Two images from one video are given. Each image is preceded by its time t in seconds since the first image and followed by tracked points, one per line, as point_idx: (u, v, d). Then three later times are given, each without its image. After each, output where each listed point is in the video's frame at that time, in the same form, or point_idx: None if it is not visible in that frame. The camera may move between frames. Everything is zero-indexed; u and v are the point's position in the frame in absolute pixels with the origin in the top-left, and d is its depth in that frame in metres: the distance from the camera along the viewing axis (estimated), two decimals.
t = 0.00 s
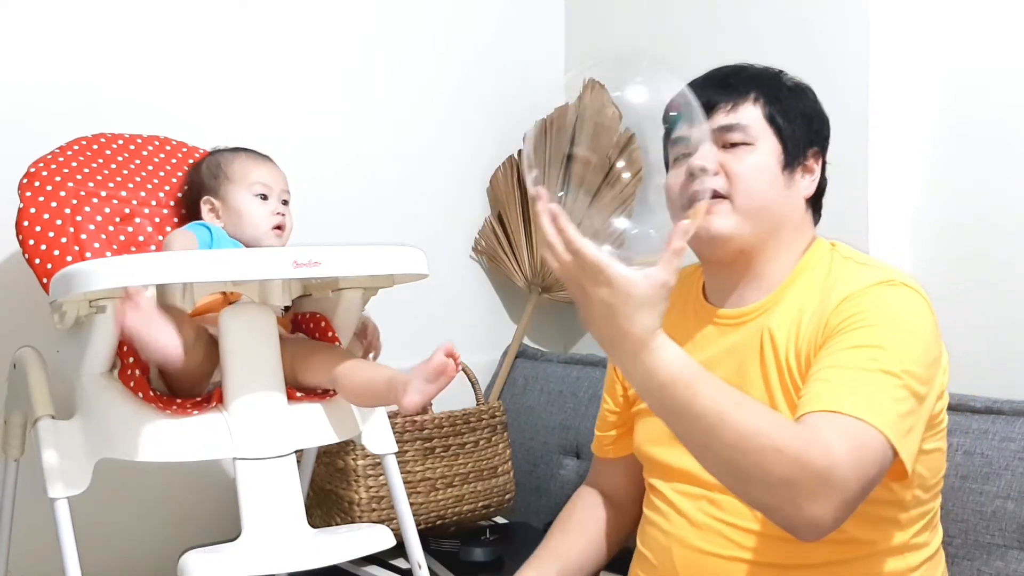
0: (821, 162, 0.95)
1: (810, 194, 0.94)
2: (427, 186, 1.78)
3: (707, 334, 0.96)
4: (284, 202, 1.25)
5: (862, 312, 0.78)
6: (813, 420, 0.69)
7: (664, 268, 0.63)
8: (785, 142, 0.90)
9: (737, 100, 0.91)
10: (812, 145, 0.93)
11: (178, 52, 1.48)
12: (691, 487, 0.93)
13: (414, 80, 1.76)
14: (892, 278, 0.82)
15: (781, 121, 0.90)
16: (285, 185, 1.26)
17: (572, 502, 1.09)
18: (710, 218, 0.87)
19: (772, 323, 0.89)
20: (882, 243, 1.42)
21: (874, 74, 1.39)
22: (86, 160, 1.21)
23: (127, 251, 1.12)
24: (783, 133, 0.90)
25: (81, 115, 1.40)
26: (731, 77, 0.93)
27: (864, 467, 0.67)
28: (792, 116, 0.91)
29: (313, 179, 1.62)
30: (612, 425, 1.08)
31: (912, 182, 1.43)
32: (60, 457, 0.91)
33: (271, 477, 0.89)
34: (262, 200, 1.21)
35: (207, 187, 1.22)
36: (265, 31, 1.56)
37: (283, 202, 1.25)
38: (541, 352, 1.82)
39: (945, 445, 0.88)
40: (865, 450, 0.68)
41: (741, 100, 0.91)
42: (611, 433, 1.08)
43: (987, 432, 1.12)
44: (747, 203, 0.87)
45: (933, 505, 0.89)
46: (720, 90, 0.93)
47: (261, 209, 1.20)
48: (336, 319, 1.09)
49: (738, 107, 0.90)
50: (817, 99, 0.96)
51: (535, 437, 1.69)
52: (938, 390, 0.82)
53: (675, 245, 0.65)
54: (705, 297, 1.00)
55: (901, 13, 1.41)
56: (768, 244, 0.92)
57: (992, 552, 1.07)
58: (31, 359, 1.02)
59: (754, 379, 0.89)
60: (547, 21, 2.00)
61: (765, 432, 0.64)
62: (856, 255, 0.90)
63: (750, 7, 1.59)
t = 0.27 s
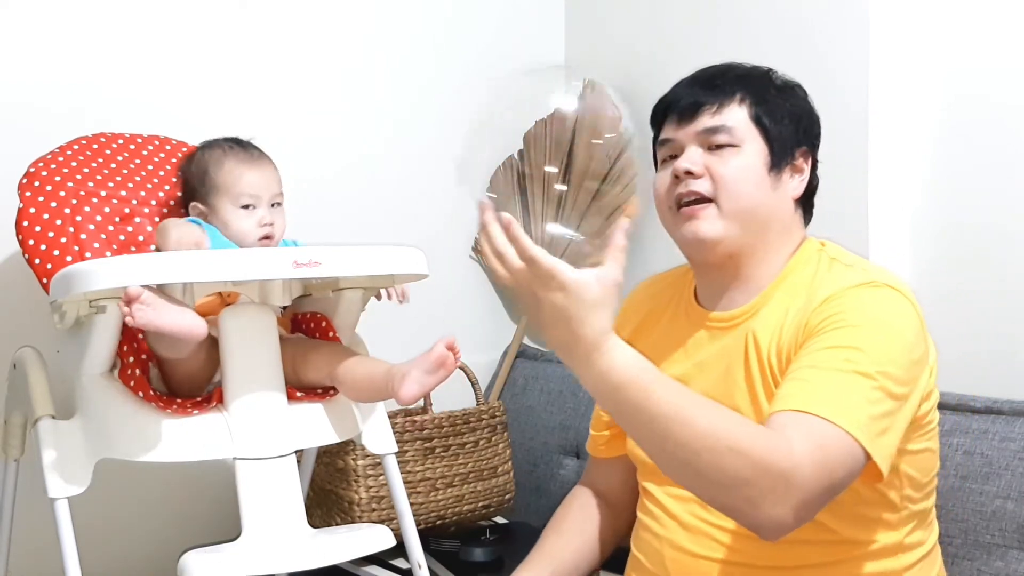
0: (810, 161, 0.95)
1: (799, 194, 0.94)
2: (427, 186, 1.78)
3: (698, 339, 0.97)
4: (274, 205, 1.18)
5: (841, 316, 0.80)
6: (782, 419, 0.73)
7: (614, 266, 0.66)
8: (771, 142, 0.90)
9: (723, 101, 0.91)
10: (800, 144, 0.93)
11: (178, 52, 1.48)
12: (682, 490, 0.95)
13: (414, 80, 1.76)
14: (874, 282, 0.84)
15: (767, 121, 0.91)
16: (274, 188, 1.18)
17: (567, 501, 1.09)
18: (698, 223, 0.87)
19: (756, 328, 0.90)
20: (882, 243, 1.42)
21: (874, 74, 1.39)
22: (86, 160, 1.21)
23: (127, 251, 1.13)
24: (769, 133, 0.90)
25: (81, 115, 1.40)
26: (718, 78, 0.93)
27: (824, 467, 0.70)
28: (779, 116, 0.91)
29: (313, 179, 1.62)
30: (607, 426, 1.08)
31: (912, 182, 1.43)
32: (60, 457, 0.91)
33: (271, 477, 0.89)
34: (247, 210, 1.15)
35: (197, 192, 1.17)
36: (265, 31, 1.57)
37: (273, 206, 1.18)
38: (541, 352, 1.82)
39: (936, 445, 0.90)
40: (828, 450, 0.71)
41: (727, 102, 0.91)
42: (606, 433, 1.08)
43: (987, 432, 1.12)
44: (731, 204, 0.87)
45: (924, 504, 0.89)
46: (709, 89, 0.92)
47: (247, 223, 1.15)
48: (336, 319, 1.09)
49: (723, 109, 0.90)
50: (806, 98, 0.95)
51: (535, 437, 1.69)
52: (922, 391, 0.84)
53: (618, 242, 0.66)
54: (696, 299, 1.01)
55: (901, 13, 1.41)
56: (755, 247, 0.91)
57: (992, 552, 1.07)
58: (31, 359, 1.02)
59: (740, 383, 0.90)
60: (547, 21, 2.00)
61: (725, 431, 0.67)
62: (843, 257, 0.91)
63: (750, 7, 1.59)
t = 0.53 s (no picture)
0: (809, 161, 0.94)
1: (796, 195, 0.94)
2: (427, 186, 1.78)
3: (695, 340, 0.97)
4: (254, 209, 1.11)
5: (824, 318, 0.81)
6: (746, 416, 0.74)
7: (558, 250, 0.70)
8: (766, 143, 0.90)
9: (720, 100, 0.92)
10: (799, 144, 0.93)
11: (178, 52, 1.48)
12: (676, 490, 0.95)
13: (414, 80, 1.76)
14: (862, 285, 0.84)
15: (763, 120, 0.91)
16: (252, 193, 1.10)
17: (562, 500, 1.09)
18: (687, 217, 0.89)
19: (747, 332, 0.90)
20: (883, 244, 1.42)
21: (874, 74, 1.39)
22: (86, 159, 1.21)
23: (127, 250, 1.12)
24: (764, 133, 0.90)
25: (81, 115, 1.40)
26: (715, 77, 0.94)
27: (778, 465, 0.71)
28: (777, 116, 0.91)
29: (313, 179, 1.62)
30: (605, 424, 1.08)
31: (912, 182, 1.43)
32: (61, 457, 0.91)
33: (271, 477, 0.89)
34: (222, 220, 1.09)
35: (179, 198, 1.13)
36: (264, 31, 1.56)
37: (251, 210, 1.11)
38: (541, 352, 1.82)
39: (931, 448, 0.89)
40: (786, 447, 0.72)
41: (723, 101, 0.91)
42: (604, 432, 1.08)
43: (987, 432, 1.12)
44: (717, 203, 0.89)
45: (915, 510, 0.88)
46: (708, 86, 0.93)
47: (222, 233, 1.09)
48: (336, 319, 1.09)
49: (719, 109, 0.91)
50: (810, 98, 0.95)
51: (535, 437, 1.69)
52: (911, 394, 0.84)
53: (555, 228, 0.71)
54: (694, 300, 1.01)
55: (901, 13, 1.41)
56: (746, 247, 0.92)
57: (992, 552, 1.07)
58: (32, 359, 1.02)
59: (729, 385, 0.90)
60: (547, 21, 2.00)
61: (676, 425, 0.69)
62: (838, 259, 0.91)
63: (750, 7, 1.59)
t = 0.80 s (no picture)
0: (807, 162, 0.93)
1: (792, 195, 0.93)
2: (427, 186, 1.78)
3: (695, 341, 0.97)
4: (209, 202, 1.10)
5: (826, 323, 0.81)
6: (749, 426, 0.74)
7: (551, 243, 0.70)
8: (759, 144, 0.90)
9: (714, 101, 0.92)
10: (795, 144, 0.92)
11: (177, 52, 1.48)
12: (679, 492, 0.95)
13: (414, 80, 1.76)
14: (864, 289, 0.84)
15: (757, 122, 0.90)
16: (201, 185, 1.09)
17: (562, 500, 1.09)
18: (676, 222, 0.90)
19: (747, 335, 0.91)
20: (883, 243, 1.42)
21: (874, 74, 1.39)
22: (85, 159, 1.20)
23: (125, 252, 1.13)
24: (757, 133, 0.90)
25: (81, 115, 1.40)
26: (711, 78, 0.94)
27: (778, 472, 0.72)
28: (771, 114, 0.91)
29: (313, 179, 1.62)
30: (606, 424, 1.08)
31: (912, 182, 1.43)
32: (61, 457, 0.91)
33: (271, 477, 0.89)
34: (174, 214, 1.09)
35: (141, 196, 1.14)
36: (264, 31, 1.56)
37: (205, 203, 1.09)
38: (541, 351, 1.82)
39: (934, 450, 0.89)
40: (786, 454, 0.72)
41: (717, 104, 0.91)
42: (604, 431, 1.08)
43: (987, 432, 1.12)
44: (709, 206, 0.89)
45: (918, 511, 0.88)
46: (703, 86, 0.93)
47: (177, 230, 1.09)
48: (336, 318, 1.09)
49: (711, 111, 0.91)
50: (810, 98, 0.94)
51: (535, 437, 1.69)
52: (913, 397, 0.83)
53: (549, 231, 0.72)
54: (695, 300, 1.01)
55: (901, 13, 1.41)
56: (742, 249, 0.92)
57: (992, 552, 1.07)
58: (31, 358, 1.02)
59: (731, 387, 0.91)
60: (547, 21, 2.00)
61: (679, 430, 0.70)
62: (839, 261, 0.91)
63: (750, 7, 1.59)
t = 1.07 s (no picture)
0: (790, 167, 0.90)
1: (773, 202, 0.91)
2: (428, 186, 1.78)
3: (694, 339, 0.97)
4: (175, 202, 1.08)
5: (828, 325, 0.81)
6: (750, 428, 0.75)
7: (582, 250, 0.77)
8: (733, 152, 0.89)
9: (695, 107, 0.92)
10: (774, 150, 0.90)
11: (177, 52, 1.48)
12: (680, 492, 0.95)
13: (414, 80, 1.76)
14: (867, 291, 0.84)
15: (734, 128, 0.89)
16: (166, 184, 1.07)
17: (564, 500, 1.09)
18: (659, 230, 0.93)
19: (750, 334, 0.90)
20: (883, 244, 1.42)
21: (874, 74, 1.39)
22: (84, 160, 1.20)
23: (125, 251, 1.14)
24: (733, 138, 0.89)
25: (81, 115, 1.40)
26: (701, 78, 0.93)
27: (780, 475, 0.72)
28: (752, 119, 0.89)
29: (313, 179, 1.62)
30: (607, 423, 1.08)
31: (912, 182, 1.43)
32: (61, 457, 0.91)
33: (271, 477, 0.89)
34: (140, 208, 1.08)
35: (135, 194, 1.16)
36: (264, 31, 1.56)
37: (171, 203, 1.08)
38: (541, 352, 1.82)
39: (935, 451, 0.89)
40: (787, 456, 0.73)
41: (697, 110, 0.92)
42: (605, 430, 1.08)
43: (987, 432, 1.12)
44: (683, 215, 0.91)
45: (920, 511, 0.88)
46: (692, 88, 0.93)
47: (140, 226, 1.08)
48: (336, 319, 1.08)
49: (691, 117, 0.92)
50: (799, 100, 0.90)
51: (535, 437, 1.69)
52: (914, 399, 0.83)
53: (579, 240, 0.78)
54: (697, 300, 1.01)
55: (901, 12, 1.41)
56: (728, 252, 0.92)
57: (992, 552, 1.07)
58: (31, 357, 1.02)
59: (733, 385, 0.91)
60: (547, 21, 2.00)
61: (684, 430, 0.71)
62: (841, 262, 0.90)
63: (750, 7, 1.59)
